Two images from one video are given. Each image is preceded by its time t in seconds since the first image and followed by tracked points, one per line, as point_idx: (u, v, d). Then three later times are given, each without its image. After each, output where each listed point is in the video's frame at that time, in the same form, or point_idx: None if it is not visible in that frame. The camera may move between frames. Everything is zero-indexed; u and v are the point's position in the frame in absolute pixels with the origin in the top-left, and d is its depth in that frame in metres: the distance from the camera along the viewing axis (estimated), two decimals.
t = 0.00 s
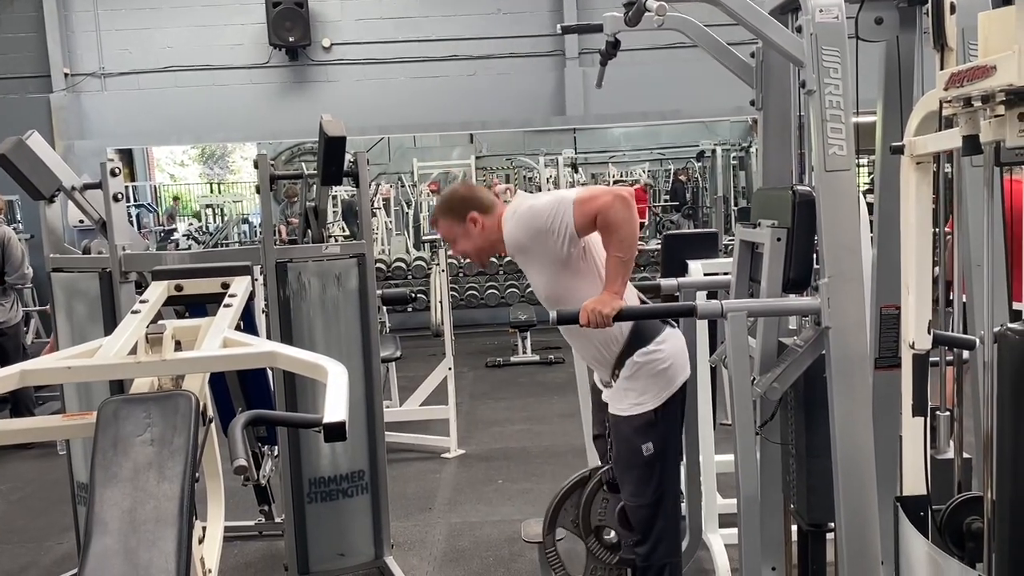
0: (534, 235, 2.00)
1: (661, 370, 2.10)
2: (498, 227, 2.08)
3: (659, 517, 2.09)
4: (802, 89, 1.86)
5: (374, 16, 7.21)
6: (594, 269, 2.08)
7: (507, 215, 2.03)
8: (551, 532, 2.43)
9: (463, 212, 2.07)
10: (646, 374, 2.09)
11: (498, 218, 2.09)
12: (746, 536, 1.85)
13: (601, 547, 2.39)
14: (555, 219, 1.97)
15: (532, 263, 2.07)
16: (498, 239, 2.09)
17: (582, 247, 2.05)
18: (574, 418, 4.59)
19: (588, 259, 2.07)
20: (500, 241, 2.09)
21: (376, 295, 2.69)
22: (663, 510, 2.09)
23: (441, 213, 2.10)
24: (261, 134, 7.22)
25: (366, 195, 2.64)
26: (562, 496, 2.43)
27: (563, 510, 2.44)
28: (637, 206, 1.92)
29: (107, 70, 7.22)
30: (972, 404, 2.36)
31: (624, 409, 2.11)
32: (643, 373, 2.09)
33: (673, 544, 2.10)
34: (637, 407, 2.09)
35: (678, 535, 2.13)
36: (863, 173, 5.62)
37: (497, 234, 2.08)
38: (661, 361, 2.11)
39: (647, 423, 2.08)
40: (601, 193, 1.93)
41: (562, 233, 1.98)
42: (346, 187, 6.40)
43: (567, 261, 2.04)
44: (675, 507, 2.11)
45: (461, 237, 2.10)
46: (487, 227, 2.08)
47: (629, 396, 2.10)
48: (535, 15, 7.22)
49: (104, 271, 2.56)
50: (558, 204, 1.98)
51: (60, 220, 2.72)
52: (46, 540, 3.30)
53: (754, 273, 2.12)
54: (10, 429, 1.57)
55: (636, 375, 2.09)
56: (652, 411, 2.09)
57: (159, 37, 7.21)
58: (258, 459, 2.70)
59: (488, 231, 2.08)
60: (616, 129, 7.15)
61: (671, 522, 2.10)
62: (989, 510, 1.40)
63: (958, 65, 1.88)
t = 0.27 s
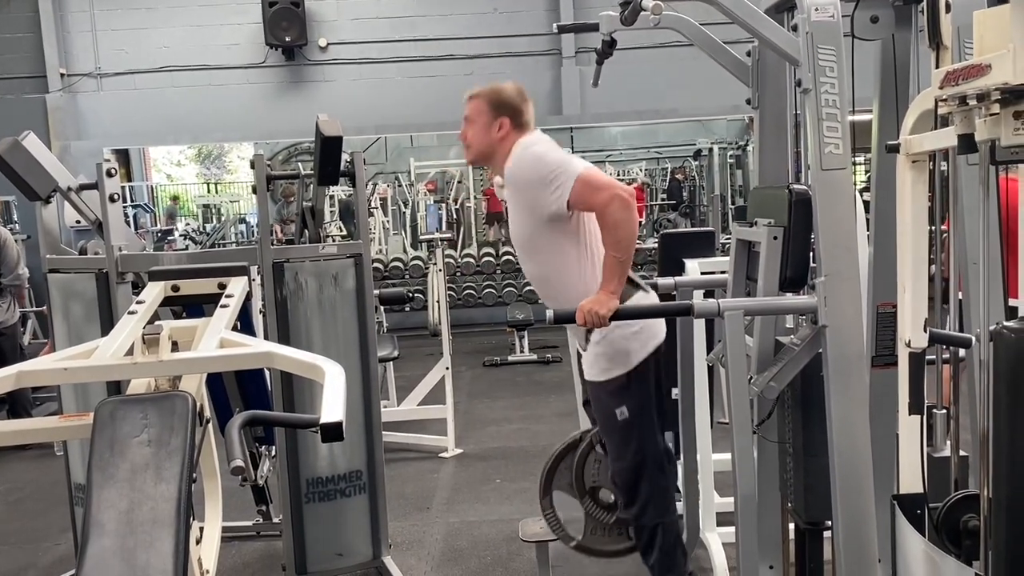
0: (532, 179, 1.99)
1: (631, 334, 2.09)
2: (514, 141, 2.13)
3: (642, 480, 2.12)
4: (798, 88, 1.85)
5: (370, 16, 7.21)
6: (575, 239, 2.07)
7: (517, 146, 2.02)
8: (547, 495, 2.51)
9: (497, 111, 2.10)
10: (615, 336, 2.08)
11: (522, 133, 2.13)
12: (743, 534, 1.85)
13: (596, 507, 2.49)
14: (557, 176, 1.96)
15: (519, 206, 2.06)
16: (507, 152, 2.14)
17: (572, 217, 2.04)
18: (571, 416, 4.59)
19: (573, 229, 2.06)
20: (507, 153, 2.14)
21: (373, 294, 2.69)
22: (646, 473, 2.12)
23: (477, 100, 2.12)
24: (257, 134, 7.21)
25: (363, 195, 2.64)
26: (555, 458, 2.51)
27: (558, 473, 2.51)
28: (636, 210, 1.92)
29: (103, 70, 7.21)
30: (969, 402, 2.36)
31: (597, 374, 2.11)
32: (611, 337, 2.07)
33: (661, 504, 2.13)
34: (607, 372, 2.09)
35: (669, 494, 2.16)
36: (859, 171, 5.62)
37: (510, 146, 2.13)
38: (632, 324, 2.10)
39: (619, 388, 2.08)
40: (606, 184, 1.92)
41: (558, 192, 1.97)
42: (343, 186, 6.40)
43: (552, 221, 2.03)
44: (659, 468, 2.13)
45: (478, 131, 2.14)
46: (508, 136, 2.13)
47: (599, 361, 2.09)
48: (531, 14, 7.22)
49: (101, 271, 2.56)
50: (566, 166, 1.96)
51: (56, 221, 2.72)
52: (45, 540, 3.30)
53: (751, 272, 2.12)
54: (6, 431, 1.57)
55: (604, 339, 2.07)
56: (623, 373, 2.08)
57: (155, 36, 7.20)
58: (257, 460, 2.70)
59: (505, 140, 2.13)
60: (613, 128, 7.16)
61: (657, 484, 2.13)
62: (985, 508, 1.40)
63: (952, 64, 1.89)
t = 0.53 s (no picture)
0: (533, 129, 1.95)
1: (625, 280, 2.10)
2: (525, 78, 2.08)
3: (643, 424, 2.07)
4: (797, 86, 1.85)
5: (369, 16, 7.21)
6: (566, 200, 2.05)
7: (527, 91, 1.98)
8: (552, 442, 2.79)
9: (508, 47, 2.05)
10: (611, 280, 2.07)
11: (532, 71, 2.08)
12: (744, 532, 1.85)
13: (597, 453, 2.76)
14: (555, 139, 1.92)
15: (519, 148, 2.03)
16: (517, 90, 2.08)
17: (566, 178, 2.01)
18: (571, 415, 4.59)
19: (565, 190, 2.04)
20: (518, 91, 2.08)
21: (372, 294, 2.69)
22: (646, 416, 2.07)
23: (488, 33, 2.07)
24: (256, 133, 7.20)
25: (362, 194, 2.63)
26: (558, 407, 2.79)
27: (562, 420, 2.79)
28: (614, 207, 1.90)
29: (102, 70, 7.20)
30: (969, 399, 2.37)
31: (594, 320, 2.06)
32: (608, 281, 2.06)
33: (666, 447, 2.06)
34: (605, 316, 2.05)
35: (672, 439, 2.08)
36: (858, 170, 5.63)
37: (522, 85, 2.08)
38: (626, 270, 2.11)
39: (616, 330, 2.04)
40: (591, 174, 1.90)
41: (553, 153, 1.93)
42: (343, 186, 6.40)
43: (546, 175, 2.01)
44: (658, 411, 2.09)
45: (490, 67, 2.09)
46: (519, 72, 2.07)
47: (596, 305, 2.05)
48: (530, 13, 7.22)
49: (100, 271, 2.56)
50: (566, 132, 1.92)
51: (56, 222, 2.72)
52: (45, 542, 3.30)
53: (751, 271, 2.12)
54: (6, 432, 1.58)
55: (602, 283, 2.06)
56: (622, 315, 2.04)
57: (154, 37, 7.19)
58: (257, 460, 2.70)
59: (517, 75, 2.07)
60: (612, 127, 7.17)
61: (658, 427, 2.07)
62: (985, 506, 1.40)
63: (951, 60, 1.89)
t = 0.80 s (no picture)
0: (541, 134, 1.96)
1: (635, 287, 2.10)
2: (514, 95, 2.08)
3: (648, 433, 2.10)
4: (796, 83, 1.84)
5: (367, 15, 7.21)
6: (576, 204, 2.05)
7: (527, 100, 1.99)
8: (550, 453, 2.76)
9: (479, 78, 2.06)
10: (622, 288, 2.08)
11: (515, 85, 2.08)
12: (744, 530, 1.84)
13: (597, 461, 2.75)
14: (564, 142, 1.93)
15: (528, 154, 2.03)
16: (513, 110, 2.09)
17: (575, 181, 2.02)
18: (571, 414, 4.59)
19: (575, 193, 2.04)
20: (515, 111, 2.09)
21: (372, 293, 2.68)
22: (651, 424, 2.10)
23: (454, 76, 2.08)
24: (256, 133, 7.20)
25: (361, 194, 2.63)
26: (556, 416, 2.76)
27: (561, 428, 2.77)
28: (628, 207, 1.91)
29: (101, 71, 7.20)
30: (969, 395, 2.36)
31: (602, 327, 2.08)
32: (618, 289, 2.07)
33: (669, 457, 2.11)
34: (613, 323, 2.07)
35: (675, 448, 2.13)
36: (858, 167, 5.63)
37: (514, 104, 2.08)
38: (637, 277, 2.11)
39: (625, 339, 2.06)
40: (604, 174, 1.90)
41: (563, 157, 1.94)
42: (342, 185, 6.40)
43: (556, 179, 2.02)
44: (664, 419, 2.11)
45: (477, 102, 2.10)
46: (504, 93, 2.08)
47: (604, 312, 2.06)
48: (528, 12, 7.22)
49: (100, 271, 2.56)
50: (574, 135, 1.93)
51: (55, 222, 2.72)
52: (45, 542, 3.30)
53: (750, 268, 2.12)
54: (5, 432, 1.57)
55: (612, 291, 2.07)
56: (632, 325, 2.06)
57: (153, 37, 7.19)
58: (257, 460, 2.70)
59: (507, 96, 2.07)
60: (611, 125, 7.17)
61: (663, 436, 2.10)
62: (987, 503, 1.39)
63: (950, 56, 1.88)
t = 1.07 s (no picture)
0: (537, 182, 2.00)
1: (645, 338, 2.07)
2: (501, 171, 2.11)
3: (648, 483, 2.09)
4: (796, 79, 1.84)
5: (366, 13, 7.19)
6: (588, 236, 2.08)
7: (514, 158, 2.04)
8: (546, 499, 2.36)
9: (462, 168, 2.10)
10: (631, 339, 2.06)
11: (498, 162, 2.12)
12: (746, 526, 1.84)
13: (595, 510, 2.35)
14: (560, 177, 1.97)
15: (529, 212, 2.07)
16: (505, 185, 2.11)
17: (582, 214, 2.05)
18: (573, 411, 4.59)
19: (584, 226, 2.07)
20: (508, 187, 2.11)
21: (373, 292, 2.69)
22: (652, 475, 2.08)
23: (440, 178, 2.13)
24: (256, 132, 7.20)
25: (361, 193, 2.63)
26: (552, 463, 2.38)
27: (557, 475, 2.39)
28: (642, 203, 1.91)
29: (101, 70, 7.20)
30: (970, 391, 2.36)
31: (609, 375, 2.08)
32: (626, 340, 2.05)
33: (667, 507, 2.10)
34: (620, 373, 2.06)
35: (672, 498, 2.12)
36: (858, 163, 5.62)
37: (504, 180, 2.11)
38: (646, 329, 2.08)
39: (630, 390, 2.06)
40: (611, 179, 1.93)
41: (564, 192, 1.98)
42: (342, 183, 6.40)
43: (563, 220, 2.04)
44: (665, 469, 2.10)
45: (471, 193, 2.13)
46: (489, 175, 2.10)
47: (610, 360, 2.06)
48: (528, 9, 7.21)
49: (101, 271, 2.56)
50: (567, 166, 1.98)
51: (55, 222, 2.71)
52: (47, 542, 3.30)
53: (751, 264, 2.11)
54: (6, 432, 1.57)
55: (621, 341, 2.05)
56: (639, 374, 2.06)
57: (153, 36, 7.19)
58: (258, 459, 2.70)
59: (494, 177, 2.10)
60: (612, 122, 7.18)
61: (662, 486, 2.10)
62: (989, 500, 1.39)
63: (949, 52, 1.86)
